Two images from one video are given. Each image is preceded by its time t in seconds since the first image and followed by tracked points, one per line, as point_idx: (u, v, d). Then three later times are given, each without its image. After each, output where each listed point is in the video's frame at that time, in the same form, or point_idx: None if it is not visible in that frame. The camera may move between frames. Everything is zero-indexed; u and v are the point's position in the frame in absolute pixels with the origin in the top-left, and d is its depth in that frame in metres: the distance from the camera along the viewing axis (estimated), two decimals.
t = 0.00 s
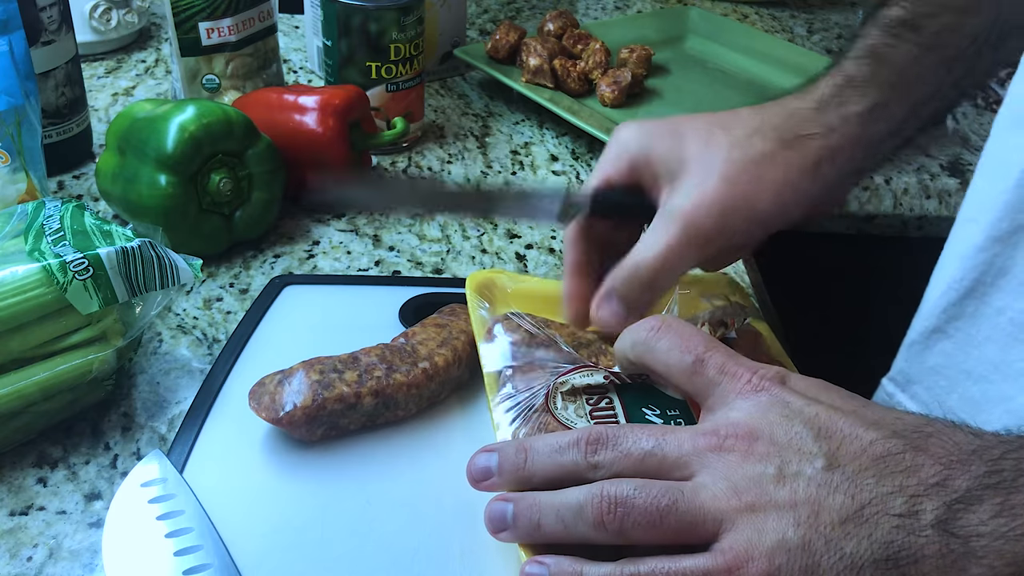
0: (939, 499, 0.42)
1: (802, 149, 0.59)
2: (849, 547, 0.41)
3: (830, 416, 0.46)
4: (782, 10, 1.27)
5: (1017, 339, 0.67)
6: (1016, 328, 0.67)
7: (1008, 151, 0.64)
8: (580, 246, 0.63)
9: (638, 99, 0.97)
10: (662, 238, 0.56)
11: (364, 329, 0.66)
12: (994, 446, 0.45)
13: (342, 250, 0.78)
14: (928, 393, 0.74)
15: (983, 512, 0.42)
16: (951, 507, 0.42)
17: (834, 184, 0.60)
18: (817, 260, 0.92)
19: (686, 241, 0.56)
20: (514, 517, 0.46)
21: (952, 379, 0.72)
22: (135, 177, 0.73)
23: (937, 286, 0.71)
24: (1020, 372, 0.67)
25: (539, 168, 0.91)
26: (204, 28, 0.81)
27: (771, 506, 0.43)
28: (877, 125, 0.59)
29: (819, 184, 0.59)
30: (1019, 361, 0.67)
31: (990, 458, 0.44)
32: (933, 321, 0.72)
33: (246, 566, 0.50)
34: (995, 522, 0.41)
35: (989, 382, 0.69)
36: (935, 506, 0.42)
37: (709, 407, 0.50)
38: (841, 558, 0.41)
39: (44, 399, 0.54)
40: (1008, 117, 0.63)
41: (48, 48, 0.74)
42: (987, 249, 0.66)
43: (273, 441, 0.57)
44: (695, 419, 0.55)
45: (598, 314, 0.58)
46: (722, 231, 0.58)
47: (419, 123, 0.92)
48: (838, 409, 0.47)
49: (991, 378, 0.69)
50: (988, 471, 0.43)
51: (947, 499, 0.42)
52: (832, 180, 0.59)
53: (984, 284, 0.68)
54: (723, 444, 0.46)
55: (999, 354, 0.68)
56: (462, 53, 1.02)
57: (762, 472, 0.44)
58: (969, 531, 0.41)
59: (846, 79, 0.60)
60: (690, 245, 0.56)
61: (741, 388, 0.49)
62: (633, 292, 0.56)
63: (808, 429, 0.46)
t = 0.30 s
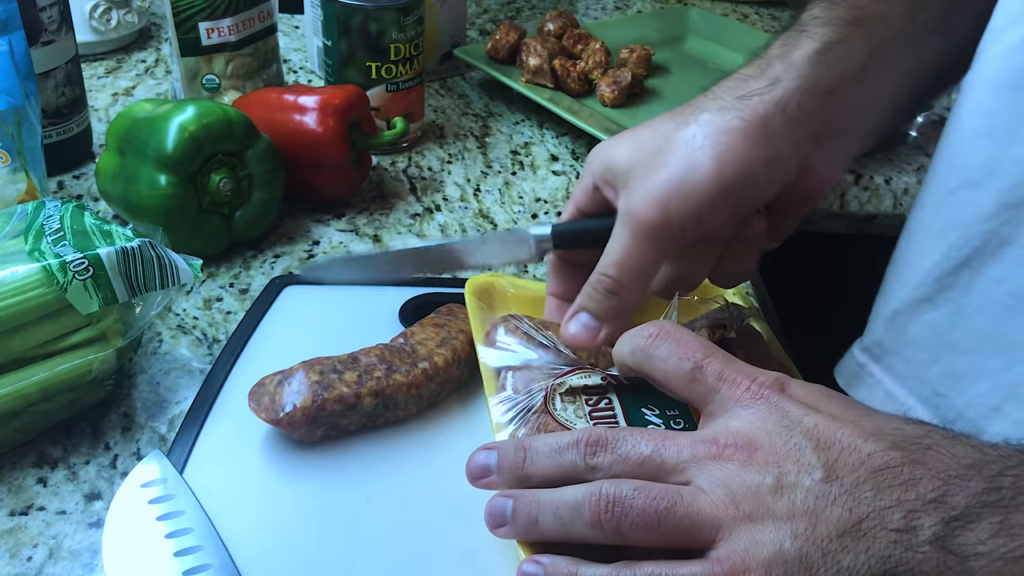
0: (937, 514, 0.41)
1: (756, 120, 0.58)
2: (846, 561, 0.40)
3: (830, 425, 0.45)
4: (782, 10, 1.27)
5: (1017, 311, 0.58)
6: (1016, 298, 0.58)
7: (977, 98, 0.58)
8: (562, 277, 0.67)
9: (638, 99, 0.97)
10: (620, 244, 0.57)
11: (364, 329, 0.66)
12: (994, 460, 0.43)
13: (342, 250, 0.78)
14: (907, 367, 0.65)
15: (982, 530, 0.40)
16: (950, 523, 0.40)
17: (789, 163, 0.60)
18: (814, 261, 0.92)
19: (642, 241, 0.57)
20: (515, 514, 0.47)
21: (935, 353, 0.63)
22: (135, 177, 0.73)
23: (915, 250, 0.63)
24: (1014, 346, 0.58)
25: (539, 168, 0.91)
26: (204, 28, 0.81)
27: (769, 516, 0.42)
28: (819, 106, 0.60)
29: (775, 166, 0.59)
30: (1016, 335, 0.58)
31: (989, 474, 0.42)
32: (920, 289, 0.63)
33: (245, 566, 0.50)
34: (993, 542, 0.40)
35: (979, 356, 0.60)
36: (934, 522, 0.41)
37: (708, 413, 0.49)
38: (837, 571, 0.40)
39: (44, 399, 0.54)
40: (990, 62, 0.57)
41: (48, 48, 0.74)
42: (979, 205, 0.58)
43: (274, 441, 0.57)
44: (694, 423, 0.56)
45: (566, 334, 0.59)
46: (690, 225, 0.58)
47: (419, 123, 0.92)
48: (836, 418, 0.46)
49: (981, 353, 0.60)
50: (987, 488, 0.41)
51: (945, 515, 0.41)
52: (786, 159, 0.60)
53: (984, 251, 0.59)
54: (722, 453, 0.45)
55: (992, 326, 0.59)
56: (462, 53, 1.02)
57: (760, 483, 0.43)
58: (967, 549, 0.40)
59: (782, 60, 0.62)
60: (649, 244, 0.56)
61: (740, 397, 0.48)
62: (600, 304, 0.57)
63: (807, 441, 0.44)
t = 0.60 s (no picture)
0: (938, 524, 0.40)
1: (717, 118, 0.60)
2: (847, 568, 0.40)
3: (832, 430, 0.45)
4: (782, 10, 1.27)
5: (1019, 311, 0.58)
6: None
7: (981, 85, 0.56)
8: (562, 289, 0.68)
9: (639, 99, 0.97)
10: (603, 254, 0.58)
11: (364, 329, 0.66)
12: (997, 469, 0.42)
13: (342, 250, 0.78)
14: (905, 365, 0.65)
15: (985, 542, 0.39)
16: (952, 534, 0.39)
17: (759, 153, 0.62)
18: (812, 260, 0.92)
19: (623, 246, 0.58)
20: (517, 515, 0.47)
21: (935, 351, 0.63)
22: (135, 177, 0.73)
23: (911, 245, 0.62)
24: (1017, 344, 0.58)
25: (539, 168, 0.91)
26: (204, 28, 0.81)
27: (770, 522, 0.42)
28: (783, 98, 0.62)
29: (744, 158, 0.61)
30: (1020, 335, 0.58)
31: (993, 483, 0.41)
32: (921, 287, 0.62)
33: (244, 566, 0.50)
34: (997, 555, 0.38)
35: (981, 354, 0.60)
36: (935, 531, 0.40)
37: (710, 415, 0.49)
38: None
39: (44, 399, 0.54)
40: (994, 47, 0.55)
41: (48, 48, 0.74)
42: (986, 200, 0.57)
43: (274, 441, 0.57)
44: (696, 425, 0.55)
45: (562, 348, 0.59)
46: (668, 224, 0.59)
47: (419, 123, 0.92)
48: (837, 421, 0.46)
49: (982, 351, 0.60)
50: (991, 498, 0.40)
51: (947, 525, 0.40)
52: (755, 149, 0.61)
53: (990, 247, 0.58)
54: (723, 456, 0.45)
55: (996, 323, 0.59)
56: (462, 53, 1.02)
57: (761, 487, 0.43)
58: (970, 561, 0.39)
59: (740, 53, 0.64)
60: (631, 249, 0.58)
61: (741, 399, 0.48)
62: (592, 316, 0.58)
63: (808, 445, 0.44)
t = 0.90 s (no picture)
0: (947, 530, 0.40)
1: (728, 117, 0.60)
2: (853, 571, 0.40)
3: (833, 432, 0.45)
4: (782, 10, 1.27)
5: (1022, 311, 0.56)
6: None
7: (987, 83, 0.55)
8: (569, 292, 0.67)
9: (639, 99, 0.97)
10: (621, 256, 0.58)
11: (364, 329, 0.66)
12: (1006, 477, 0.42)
13: (342, 250, 0.78)
14: (906, 363, 0.64)
15: (993, 550, 0.39)
16: (959, 540, 0.40)
17: (769, 151, 0.62)
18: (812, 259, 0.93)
19: (636, 246, 0.58)
20: (523, 516, 0.47)
21: (937, 350, 0.62)
22: (135, 177, 0.73)
23: (914, 242, 0.61)
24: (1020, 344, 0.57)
25: (539, 168, 0.91)
26: (204, 28, 0.81)
27: (778, 525, 0.42)
28: (790, 96, 0.62)
29: (755, 157, 0.61)
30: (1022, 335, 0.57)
31: (1002, 491, 0.41)
32: (923, 285, 0.61)
33: (245, 566, 0.50)
34: (1005, 563, 0.39)
35: (984, 354, 0.59)
36: (943, 538, 0.40)
37: (716, 417, 0.49)
38: None
39: (43, 399, 0.54)
40: (1001, 45, 0.54)
41: (48, 48, 0.74)
42: (990, 197, 0.57)
43: (274, 442, 0.57)
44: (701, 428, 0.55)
45: (586, 356, 0.59)
46: (683, 225, 0.59)
47: (419, 123, 0.92)
48: (846, 425, 0.45)
49: (984, 351, 0.59)
50: (1000, 505, 0.40)
51: (956, 531, 0.40)
52: (764, 148, 0.62)
53: (993, 246, 0.57)
54: (725, 458, 0.45)
55: (999, 323, 0.58)
56: (462, 53, 1.02)
57: (763, 489, 0.43)
58: (978, 567, 0.39)
59: (747, 51, 0.64)
60: (649, 252, 0.58)
61: (750, 400, 0.47)
62: (616, 322, 0.58)
63: (812, 449, 0.44)
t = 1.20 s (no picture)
0: (950, 528, 0.40)
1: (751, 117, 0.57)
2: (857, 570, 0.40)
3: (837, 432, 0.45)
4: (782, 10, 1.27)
5: None
6: None
7: (992, 77, 0.55)
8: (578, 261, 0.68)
9: (639, 99, 0.97)
10: (633, 253, 0.56)
11: (364, 329, 0.66)
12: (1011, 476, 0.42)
13: (342, 250, 0.78)
14: (906, 357, 0.64)
15: (997, 548, 0.39)
16: (963, 538, 0.40)
17: (790, 155, 0.59)
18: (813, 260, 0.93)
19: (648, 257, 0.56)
20: (523, 520, 0.46)
21: (937, 344, 0.62)
22: (135, 177, 0.73)
23: (916, 235, 0.61)
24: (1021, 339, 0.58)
25: (539, 168, 0.91)
26: (204, 28, 0.81)
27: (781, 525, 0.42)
28: (817, 102, 0.58)
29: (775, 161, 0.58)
30: None
31: (1006, 491, 0.41)
32: (925, 279, 0.61)
33: (245, 567, 0.50)
34: (1009, 560, 0.39)
35: (984, 349, 0.60)
36: (947, 535, 0.40)
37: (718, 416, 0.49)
38: None
39: (44, 399, 0.54)
40: (1006, 38, 0.54)
41: (48, 48, 0.74)
42: (992, 191, 0.56)
43: (274, 442, 0.57)
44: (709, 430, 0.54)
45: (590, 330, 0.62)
46: (700, 225, 0.57)
47: (419, 123, 0.92)
48: (851, 427, 0.46)
49: (985, 345, 0.60)
50: (1004, 504, 0.41)
51: (959, 529, 0.40)
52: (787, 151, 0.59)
53: (994, 240, 0.57)
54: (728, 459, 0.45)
55: (999, 318, 0.59)
56: (462, 53, 1.02)
57: (767, 488, 0.43)
58: (982, 565, 0.39)
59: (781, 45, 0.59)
60: (657, 245, 0.57)
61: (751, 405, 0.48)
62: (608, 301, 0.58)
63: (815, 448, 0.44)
